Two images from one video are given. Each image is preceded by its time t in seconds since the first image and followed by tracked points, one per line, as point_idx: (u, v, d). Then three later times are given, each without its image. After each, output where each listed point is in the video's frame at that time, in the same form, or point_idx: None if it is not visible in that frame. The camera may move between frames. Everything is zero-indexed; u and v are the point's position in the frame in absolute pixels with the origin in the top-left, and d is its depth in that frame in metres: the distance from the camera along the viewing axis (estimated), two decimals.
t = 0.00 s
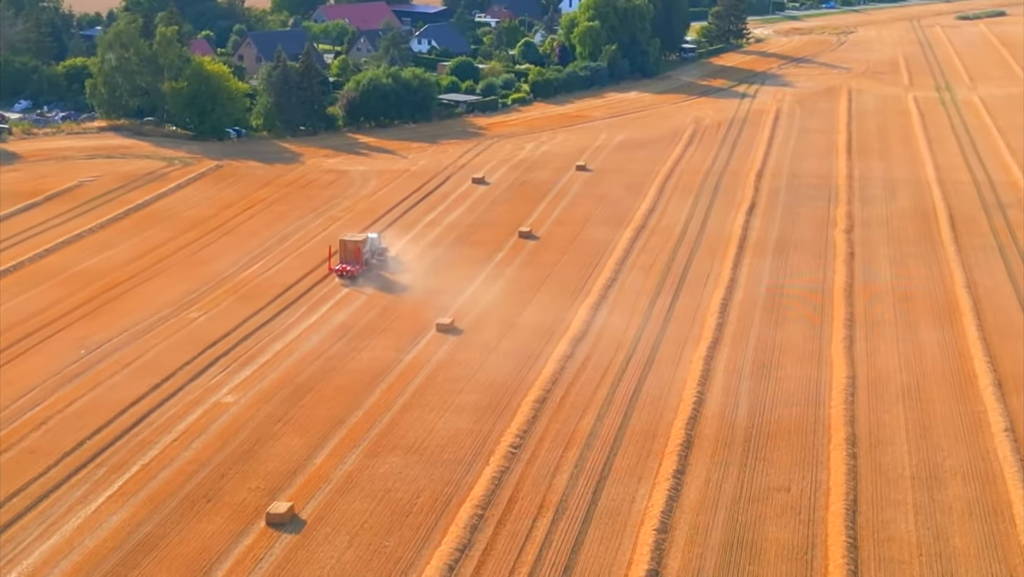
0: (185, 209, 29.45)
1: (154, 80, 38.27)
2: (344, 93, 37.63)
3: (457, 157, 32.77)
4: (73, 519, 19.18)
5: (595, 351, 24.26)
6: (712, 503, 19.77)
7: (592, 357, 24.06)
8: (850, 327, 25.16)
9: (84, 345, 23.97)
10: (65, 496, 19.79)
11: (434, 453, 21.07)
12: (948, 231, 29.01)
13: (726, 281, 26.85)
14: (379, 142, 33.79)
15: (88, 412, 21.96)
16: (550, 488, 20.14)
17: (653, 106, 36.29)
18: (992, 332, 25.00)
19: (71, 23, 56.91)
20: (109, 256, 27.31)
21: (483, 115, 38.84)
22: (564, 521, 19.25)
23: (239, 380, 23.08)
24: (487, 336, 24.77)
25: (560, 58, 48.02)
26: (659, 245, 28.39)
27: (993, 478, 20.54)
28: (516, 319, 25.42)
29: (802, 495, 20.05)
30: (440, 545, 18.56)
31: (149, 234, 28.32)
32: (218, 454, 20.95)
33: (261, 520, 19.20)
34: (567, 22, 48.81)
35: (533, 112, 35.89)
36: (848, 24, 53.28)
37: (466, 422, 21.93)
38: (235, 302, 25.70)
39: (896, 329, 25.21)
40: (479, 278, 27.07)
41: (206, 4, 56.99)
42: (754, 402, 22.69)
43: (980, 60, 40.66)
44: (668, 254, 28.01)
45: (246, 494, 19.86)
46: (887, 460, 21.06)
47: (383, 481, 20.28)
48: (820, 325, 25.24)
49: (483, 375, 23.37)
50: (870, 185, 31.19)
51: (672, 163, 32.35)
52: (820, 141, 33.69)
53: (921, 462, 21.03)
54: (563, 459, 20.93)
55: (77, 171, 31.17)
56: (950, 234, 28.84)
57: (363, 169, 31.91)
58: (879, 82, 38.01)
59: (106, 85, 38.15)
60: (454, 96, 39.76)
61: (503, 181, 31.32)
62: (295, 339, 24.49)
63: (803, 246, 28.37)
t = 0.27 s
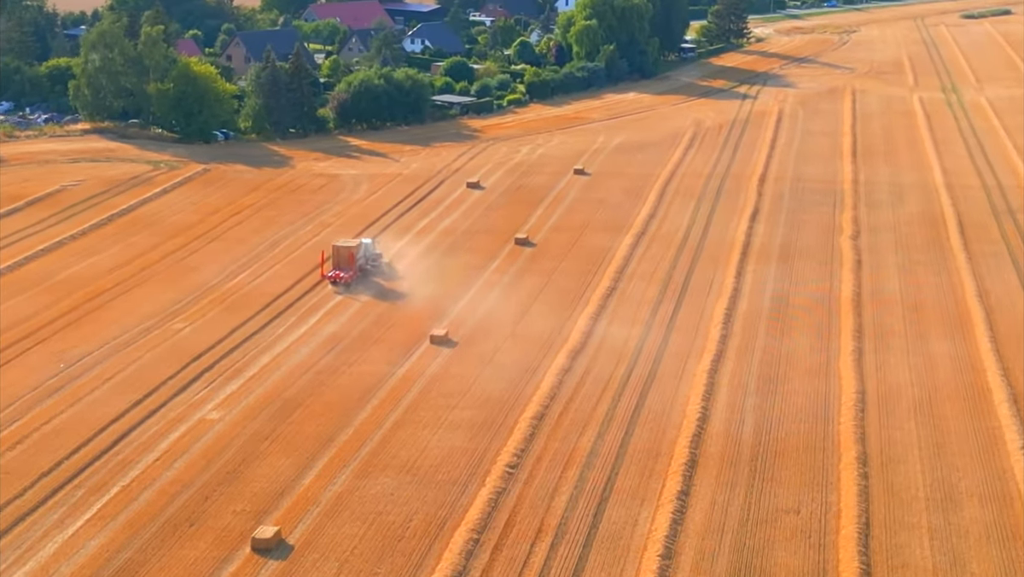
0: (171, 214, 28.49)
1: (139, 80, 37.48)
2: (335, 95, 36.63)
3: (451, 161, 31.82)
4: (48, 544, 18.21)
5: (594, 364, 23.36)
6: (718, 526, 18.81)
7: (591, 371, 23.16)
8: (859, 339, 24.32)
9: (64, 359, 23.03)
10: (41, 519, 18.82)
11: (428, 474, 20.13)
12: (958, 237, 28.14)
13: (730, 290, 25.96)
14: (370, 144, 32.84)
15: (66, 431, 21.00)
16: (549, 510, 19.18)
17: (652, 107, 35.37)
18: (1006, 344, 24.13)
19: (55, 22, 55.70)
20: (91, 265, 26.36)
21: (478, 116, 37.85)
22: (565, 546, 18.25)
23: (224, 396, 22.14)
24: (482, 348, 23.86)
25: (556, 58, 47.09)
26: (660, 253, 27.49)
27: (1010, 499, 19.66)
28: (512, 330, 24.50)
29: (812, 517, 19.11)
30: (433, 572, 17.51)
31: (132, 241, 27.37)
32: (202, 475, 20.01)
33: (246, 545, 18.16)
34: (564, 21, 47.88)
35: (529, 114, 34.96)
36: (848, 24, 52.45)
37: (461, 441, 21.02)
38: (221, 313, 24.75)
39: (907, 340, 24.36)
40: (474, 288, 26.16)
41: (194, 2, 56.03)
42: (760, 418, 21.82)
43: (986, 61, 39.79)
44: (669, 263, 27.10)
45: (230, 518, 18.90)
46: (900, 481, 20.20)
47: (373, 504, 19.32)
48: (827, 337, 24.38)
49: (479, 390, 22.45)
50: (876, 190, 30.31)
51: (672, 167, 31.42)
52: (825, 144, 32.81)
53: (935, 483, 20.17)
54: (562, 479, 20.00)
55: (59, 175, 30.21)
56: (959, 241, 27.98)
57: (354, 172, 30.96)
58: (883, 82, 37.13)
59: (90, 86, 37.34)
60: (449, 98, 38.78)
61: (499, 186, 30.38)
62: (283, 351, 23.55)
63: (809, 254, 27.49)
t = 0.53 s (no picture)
0: (161, 221, 27.63)
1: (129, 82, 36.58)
2: (332, 97, 35.71)
3: (450, 165, 30.94)
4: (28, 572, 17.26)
5: (599, 380, 22.51)
6: (730, 552, 17.84)
7: (596, 387, 22.32)
8: (873, 353, 23.47)
9: (48, 376, 22.17)
10: (21, 545, 17.90)
11: (426, 497, 19.21)
12: (973, 246, 27.28)
13: (738, 302, 25.10)
14: (367, 148, 31.94)
15: (50, 451, 20.12)
16: (553, 536, 18.23)
17: (656, 110, 34.50)
18: None
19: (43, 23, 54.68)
20: (78, 275, 25.50)
21: (478, 119, 36.93)
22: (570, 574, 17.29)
23: (214, 414, 21.25)
24: (482, 363, 22.99)
25: (558, 59, 46.19)
26: (666, 262, 26.64)
27: None
28: (514, 343, 23.65)
29: (828, 544, 18.10)
30: None
31: (121, 249, 26.51)
32: (190, 497, 19.09)
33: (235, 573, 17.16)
34: (566, 21, 46.98)
35: (531, 117, 34.09)
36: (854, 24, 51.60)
37: (461, 461, 20.14)
38: (213, 325, 23.87)
39: (922, 355, 23.50)
40: (474, 298, 25.29)
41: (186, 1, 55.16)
42: (771, 438, 20.93)
43: (998, 61, 38.93)
44: (676, 272, 26.24)
45: (219, 543, 17.92)
46: (918, 503, 19.27)
47: (368, 528, 18.35)
48: (840, 352, 23.51)
49: (479, 408, 21.60)
50: (887, 197, 29.46)
51: (678, 171, 30.56)
52: (834, 148, 31.95)
53: (955, 504, 19.23)
54: (566, 502, 19.09)
55: (46, 181, 29.35)
56: (975, 249, 27.13)
57: (350, 178, 30.09)
58: (893, 84, 36.26)
59: (78, 89, 36.55)
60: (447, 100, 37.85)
61: (500, 192, 29.50)
62: (276, 366, 22.69)
63: (819, 263, 26.65)
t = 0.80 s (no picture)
0: (151, 229, 26.75)
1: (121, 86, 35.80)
2: (328, 98, 34.40)
3: (450, 169, 30.05)
4: None
5: (604, 397, 21.65)
6: None
7: (601, 404, 21.45)
8: (888, 366, 22.62)
9: (30, 392, 21.30)
10: None
11: (422, 522, 18.24)
12: (989, 253, 26.41)
13: (748, 314, 24.20)
14: (365, 151, 31.02)
15: (29, 472, 19.21)
16: (557, 563, 17.26)
17: (661, 112, 33.58)
18: None
19: (32, 22, 53.70)
20: (64, 285, 24.64)
21: (478, 121, 35.59)
22: None
23: (204, 432, 20.28)
24: (482, 379, 22.10)
25: (560, 59, 45.33)
26: (672, 271, 25.77)
27: None
28: (515, 357, 22.77)
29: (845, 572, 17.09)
30: None
31: (109, 258, 25.64)
32: (177, 521, 18.02)
33: None
34: (568, 20, 45.97)
35: (532, 119, 33.18)
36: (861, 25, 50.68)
37: (459, 483, 19.25)
38: (202, 338, 23.00)
39: (939, 368, 22.63)
40: (474, 309, 24.40)
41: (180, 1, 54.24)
42: (783, 458, 20.02)
43: (1011, 61, 38.04)
44: (683, 282, 25.35)
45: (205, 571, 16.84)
46: (939, 527, 18.31)
47: (361, 556, 17.33)
48: (853, 367, 22.61)
49: (479, 427, 20.73)
50: (901, 202, 28.59)
51: (685, 176, 29.67)
52: (845, 152, 31.05)
53: (977, 528, 18.28)
54: (570, 526, 18.17)
55: (33, 186, 28.48)
56: (991, 257, 26.25)
57: (347, 182, 29.22)
58: (904, 85, 35.39)
59: (68, 91, 35.63)
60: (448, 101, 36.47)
61: (501, 197, 28.63)
62: (267, 381, 21.79)
63: (831, 273, 25.76)
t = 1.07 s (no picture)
0: (139, 238, 25.86)
1: (110, 90, 35.08)
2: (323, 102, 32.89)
3: (449, 174, 29.12)
4: None
5: (609, 416, 20.74)
6: None
7: (605, 423, 20.53)
8: (904, 384, 21.70)
9: (9, 412, 20.41)
10: None
11: (416, 552, 17.19)
12: (1008, 264, 25.46)
13: (757, 327, 23.28)
14: (362, 156, 30.04)
15: (6, 498, 18.30)
16: None
17: (667, 115, 32.61)
18: None
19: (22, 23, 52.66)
20: (48, 298, 23.76)
21: (479, 124, 34.06)
22: None
23: (190, 455, 19.41)
24: (483, 398, 21.16)
25: (563, 60, 44.22)
26: (679, 282, 24.86)
27: None
28: (515, 374, 21.84)
29: None
30: None
31: (96, 268, 24.76)
32: (160, 552, 17.08)
33: None
34: (571, 20, 44.82)
35: (534, 123, 32.21)
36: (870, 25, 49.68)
37: (456, 509, 18.25)
38: (190, 354, 22.11)
39: (957, 387, 21.67)
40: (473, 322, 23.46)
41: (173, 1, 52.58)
42: (797, 482, 19.09)
43: None
44: (690, 295, 24.42)
45: None
46: (961, 557, 17.24)
47: None
48: (868, 384, 21.69)
49: (478, 449, 19.80)
50: (915, 209, 27.66)
51: (691, 183, 28.71)
52: (856, 157, 30.10)
53: (1001, 559, 17.22)
54: (574, 554, 17.18)
55: (18, 193, 27.59)
56: (1010, 267, 25.31)
57: (343, 188, 28.30)
58: (916, 87, 34.44)
59: (54, 94, 34.72)
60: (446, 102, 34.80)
61: (502, 204, 27.71)
62: (257, 400, 20.88)
63: (843, 284, 24.83)
